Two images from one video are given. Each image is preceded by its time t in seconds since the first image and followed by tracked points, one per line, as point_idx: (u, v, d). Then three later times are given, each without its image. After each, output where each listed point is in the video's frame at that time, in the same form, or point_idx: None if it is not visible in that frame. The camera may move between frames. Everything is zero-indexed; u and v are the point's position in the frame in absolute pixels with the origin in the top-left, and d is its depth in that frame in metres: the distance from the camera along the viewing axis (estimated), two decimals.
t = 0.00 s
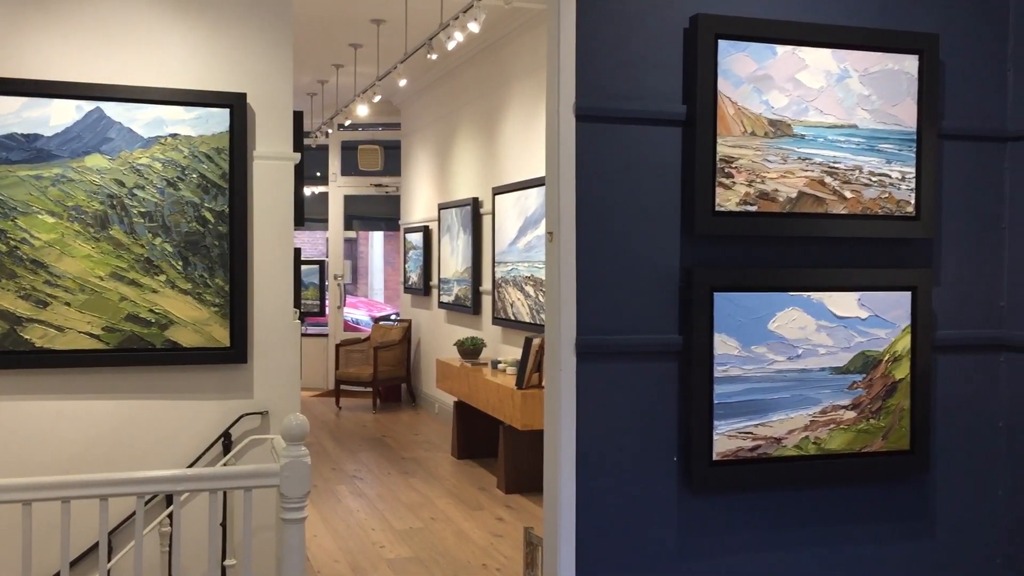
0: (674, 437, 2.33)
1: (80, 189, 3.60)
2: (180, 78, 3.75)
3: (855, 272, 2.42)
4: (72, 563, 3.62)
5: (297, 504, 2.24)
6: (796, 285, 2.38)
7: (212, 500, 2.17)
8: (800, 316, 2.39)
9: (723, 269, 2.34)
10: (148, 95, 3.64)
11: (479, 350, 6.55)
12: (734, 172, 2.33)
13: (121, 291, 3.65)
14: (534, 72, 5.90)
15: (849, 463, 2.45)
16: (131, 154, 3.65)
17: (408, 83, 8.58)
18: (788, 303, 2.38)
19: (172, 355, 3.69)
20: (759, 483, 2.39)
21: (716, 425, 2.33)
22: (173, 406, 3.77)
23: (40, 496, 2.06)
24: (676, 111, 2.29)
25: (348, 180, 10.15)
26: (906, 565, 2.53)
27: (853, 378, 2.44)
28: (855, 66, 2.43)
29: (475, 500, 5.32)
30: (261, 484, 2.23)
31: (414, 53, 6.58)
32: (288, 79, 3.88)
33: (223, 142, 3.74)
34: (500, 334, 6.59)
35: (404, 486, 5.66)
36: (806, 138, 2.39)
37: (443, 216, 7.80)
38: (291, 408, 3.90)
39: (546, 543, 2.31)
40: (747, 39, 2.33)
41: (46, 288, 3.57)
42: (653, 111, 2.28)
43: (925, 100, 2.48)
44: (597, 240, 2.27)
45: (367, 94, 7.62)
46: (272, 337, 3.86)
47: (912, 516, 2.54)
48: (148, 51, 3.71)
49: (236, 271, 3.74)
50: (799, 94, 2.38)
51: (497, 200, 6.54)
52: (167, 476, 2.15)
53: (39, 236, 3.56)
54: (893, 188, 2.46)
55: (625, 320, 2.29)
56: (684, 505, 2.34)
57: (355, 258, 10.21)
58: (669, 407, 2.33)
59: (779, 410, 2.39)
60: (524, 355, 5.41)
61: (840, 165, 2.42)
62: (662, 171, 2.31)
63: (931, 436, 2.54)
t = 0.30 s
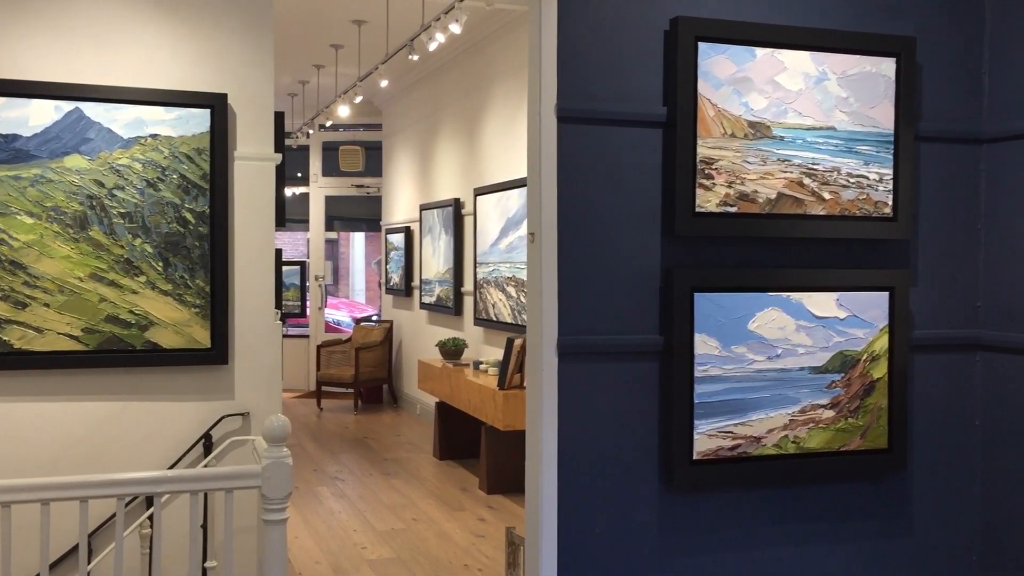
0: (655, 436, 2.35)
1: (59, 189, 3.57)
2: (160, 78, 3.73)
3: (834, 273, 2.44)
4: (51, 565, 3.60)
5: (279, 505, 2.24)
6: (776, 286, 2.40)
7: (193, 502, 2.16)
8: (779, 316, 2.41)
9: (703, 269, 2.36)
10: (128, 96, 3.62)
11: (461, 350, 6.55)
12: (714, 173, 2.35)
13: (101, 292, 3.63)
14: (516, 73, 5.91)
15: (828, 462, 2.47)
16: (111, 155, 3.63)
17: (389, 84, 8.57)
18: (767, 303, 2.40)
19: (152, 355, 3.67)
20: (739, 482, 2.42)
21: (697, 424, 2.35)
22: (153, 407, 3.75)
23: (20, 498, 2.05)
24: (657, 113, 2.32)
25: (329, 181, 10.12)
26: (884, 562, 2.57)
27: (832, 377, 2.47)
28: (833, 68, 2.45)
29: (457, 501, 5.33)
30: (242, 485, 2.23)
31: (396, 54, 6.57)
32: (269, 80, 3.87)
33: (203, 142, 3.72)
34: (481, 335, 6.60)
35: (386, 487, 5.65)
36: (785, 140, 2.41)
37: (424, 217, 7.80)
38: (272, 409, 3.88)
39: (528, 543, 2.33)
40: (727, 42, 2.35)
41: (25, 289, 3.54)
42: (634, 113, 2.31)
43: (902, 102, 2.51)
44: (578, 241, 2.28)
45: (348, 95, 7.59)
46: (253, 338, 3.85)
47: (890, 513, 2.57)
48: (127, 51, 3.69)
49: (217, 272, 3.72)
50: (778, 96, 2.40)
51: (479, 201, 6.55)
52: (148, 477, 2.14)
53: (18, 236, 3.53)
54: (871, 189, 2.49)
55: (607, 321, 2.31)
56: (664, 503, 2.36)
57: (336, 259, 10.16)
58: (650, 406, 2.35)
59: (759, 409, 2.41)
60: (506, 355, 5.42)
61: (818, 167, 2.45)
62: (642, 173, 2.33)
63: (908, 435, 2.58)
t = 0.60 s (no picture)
0: (636, 436, 2.37)
1: (35, 189, 3.53)
2: (138, 77, 3.70)
3: (811, 273, 2.47)
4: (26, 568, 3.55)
5: (258, 507, 2.23)
6: (754, 286, 2.42)
7: (172, 504, 2.14)
8: (758, 316, 2.43)
9: (682, 270, 2.38)
10: (105, 95, 3.58)
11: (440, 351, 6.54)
12: (694, 175, 2.36)
13: (77, 293, 3.59)
14: (496, 73, 5.91)
15: (806, 460, 2.49)
16: (88, 155, 3.59)
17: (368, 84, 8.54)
18: (746, 303, 2.42)
19: (129, 357, 3.64)
20: (719, 481, 2.43)
21: (677, 424, 2.36)
22: (131, 409, 3.72)
23: None
24: (637, 115, 2.33)
25: (308, 181, 10.07)
26: (861, 559, 2.59)
27: (810, 377, 2.50)
28: (811, 70, 2.48)
29: (436, 502, 5.32)
30: (221, 486, 2.21)
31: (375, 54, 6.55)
32: (247, 79, 3.84)
33: (181, 142, 3.69)
34: (461, 335, 6.59)
35: (365, 488, 5.63)
36: (764, 141, 2.43)
37: (403, 218, 7.78)
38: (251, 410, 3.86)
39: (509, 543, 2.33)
40: (706, 44, 2.36)
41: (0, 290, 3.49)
42: (614, 115, 2.32)
43: (878, 104, 2.53)
44: (559, 241, 2.29)
45: (326, 95, 7.56)
46: (232, 339, 3.82)
47: (866, 511, 2.60)
48: (104, 50, 3.65)
49: (196, 272, 3.69)
50: (757, 98, 2.42)
51: (458, 202, 6.54)
52: (125, 479, 2.12)
53: None
54: (848, 190, 2.52)
55: (587, 321, 2.32)
56: (644, 503, 2.38)
57: (315, 260, 10.10)
58: (629, 406, 2.36)
59: (738, 409, 2.43)
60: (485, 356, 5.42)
61: (796, 168, 2.47)
62: (622, 175, 2.34)
63: (885, 434, 2.60)
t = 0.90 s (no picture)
0: (613, 435, 2.38)
1: (6, 188, 3.47)
2: (111, 76, 3.65)
3: (786, 273, 2.49)
4: None
5: (234, 508, 2.21)
6: (730, 286, 2.44)
7: (146, 505, 2.12)
8: (733, 317, 2.45)
9: (658, 270, 2.39)
10: (77, 94, 3.54)
11: (416, 351, 6.52)
12: (670, 175, 2.38)
13: (50, 294, 3.54)
14: (472, 74, 5.90)
15: (781, 458, 2.52)
16: (60, 154, 3.54)
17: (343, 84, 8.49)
18: (721, 303, 2.44)
19: (102, 357, 3.59)
20: (695, 480, 2.45)
21: (653, 423, 2.38)
22: (104, 410, 3.67)
23: None
24: (614, 116, 2.34)
25: (282, 181, 10.00)
26: (834, 556, 2.62)
27: (785, 376, 2.52)
28: (785, 72, 2.50)
29: (412, 502, 5.30)
30: (196, 488, 2.19)
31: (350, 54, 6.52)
32: (222, 78, 3.81)
33: (155, 142, 3.65)
34: (437, 336, 6.58)
35: (341, 489, 5.60)
36: (739, 143, 2.45)
37: (379, 218, 7.75)
38: (225, 411, 3.83)
39: (486, 542, 2.33)
40: (682, 46, 2.38)
41: None
42: (592, 116, 2.33)
43: (852, 106, 2.56)
44: (537, 242, 2.30)
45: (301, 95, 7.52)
46: (206, 339, 3.79)
47: (840, 508, 2.63)
48: (76, 48, 3.61)
49: (170, 272, 3.65)
50: (732, 99, 2.44)
51: (434, 202, 6.53)
52: (99, 480, 2.09)
53: None
54: (823, 191, 2.54)
55: (565, 321, 2.33)
56: (622, 502, 2.39)
57: (290, 261, 10.06)
58: (606, 406, 2.37)
59: (713, 408, 2.45)
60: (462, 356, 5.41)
61: (771, 170, 2.49)
62: (599, 176, 2.36)
63: (858, 432, 2.64)
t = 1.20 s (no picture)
0: (586, 435, 2.39)
1: None
2: (79, 73, 3.60)
3: (757, 274, 2.52)
4: None
5: (206, 509, 2.19)
6: (702, 286, 2.46)
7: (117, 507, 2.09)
8: (705, 316, 2.47)
9: (631, 270, 2.40)
10: (44, 91, 3.48)
11: (388, 351, 6.50)
12: (643, 176, 2.39)
13: (17, 293, 3.48)
14: (444, 74, 5.89)
15: (752, 457, 2.54)
16: (28, 151, 3.48)
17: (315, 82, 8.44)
18: (694, 303, 2.46)
19: (71, 358, 3.54)
20: (668, 478, 2.47)
21: (626, 423, 2.39)
22: (71, 411, 3.62)
23: None
24: (587, 117, 2.35)
25: (252, 180, 9.92)
26: (804, 553, 2.66)
27: (756, 376, 2.55)
28: (757, 74, 2.53)
29: (384, 502, 5.28)
30: (167, 489, 2.17)
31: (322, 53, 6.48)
32: (193, 76, 3.77)
33: (125, 140, 3.60)
34: (409, 336, 6.56)
35: (312, 490, 5.56)
36: (711, 144, 2.47)
37: (350, 217, 7.71)
38: (195, 412, 3.78)
39: (460, 542, 2.33)
40: (655, 47, 2.39)
41: None
42: (566, 117, 2.34)
43: (821, 109, 2.60)
44: (512, 242, 2.30)
45: (272, 93, 7.46)
46: (177, 340, 3.74)
47: (810, 505, 2.67)
48: (44, 45, 3.55)
49: (140, 272, 3.60)
50: (704, 101, 2.46)
51: (406, 201, 6.51)
52: (68, 482, 2.06)
53: None
54: (793, 192, 2.57)
55: (538, 322, 2.33)
56: (595, 501, 2.40)
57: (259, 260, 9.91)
58: (580, 405, 2.38)
59: (686, 408, 2.46)
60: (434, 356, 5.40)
61: (743, 171, 2.51)
62: (573, 176, 2.37)
63: (828, 431, 2.67)
